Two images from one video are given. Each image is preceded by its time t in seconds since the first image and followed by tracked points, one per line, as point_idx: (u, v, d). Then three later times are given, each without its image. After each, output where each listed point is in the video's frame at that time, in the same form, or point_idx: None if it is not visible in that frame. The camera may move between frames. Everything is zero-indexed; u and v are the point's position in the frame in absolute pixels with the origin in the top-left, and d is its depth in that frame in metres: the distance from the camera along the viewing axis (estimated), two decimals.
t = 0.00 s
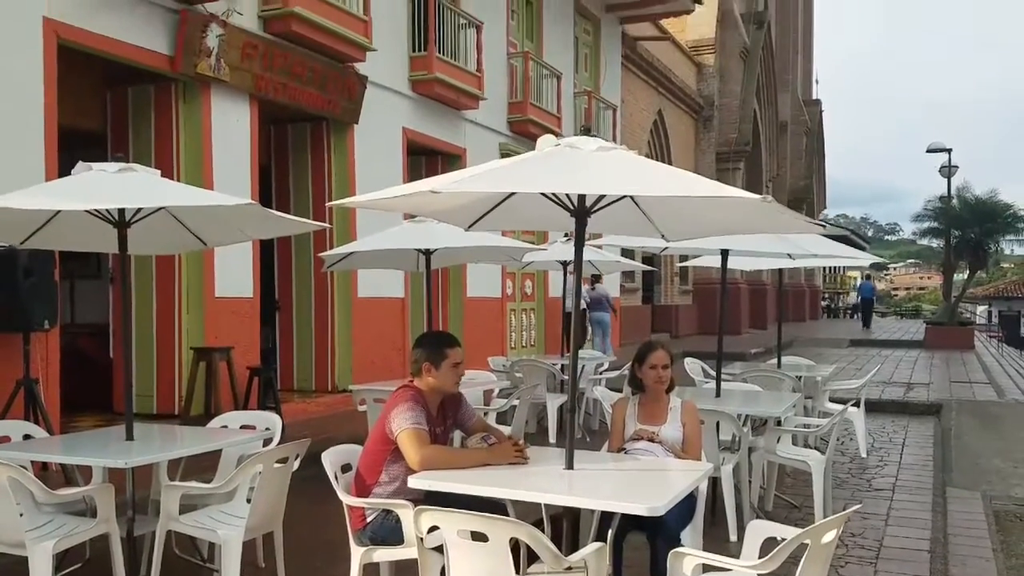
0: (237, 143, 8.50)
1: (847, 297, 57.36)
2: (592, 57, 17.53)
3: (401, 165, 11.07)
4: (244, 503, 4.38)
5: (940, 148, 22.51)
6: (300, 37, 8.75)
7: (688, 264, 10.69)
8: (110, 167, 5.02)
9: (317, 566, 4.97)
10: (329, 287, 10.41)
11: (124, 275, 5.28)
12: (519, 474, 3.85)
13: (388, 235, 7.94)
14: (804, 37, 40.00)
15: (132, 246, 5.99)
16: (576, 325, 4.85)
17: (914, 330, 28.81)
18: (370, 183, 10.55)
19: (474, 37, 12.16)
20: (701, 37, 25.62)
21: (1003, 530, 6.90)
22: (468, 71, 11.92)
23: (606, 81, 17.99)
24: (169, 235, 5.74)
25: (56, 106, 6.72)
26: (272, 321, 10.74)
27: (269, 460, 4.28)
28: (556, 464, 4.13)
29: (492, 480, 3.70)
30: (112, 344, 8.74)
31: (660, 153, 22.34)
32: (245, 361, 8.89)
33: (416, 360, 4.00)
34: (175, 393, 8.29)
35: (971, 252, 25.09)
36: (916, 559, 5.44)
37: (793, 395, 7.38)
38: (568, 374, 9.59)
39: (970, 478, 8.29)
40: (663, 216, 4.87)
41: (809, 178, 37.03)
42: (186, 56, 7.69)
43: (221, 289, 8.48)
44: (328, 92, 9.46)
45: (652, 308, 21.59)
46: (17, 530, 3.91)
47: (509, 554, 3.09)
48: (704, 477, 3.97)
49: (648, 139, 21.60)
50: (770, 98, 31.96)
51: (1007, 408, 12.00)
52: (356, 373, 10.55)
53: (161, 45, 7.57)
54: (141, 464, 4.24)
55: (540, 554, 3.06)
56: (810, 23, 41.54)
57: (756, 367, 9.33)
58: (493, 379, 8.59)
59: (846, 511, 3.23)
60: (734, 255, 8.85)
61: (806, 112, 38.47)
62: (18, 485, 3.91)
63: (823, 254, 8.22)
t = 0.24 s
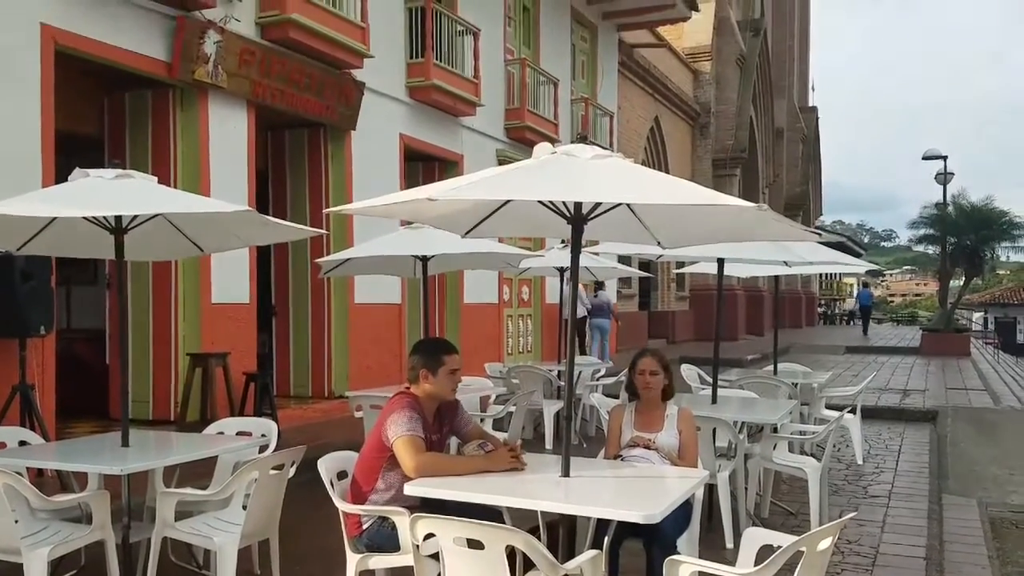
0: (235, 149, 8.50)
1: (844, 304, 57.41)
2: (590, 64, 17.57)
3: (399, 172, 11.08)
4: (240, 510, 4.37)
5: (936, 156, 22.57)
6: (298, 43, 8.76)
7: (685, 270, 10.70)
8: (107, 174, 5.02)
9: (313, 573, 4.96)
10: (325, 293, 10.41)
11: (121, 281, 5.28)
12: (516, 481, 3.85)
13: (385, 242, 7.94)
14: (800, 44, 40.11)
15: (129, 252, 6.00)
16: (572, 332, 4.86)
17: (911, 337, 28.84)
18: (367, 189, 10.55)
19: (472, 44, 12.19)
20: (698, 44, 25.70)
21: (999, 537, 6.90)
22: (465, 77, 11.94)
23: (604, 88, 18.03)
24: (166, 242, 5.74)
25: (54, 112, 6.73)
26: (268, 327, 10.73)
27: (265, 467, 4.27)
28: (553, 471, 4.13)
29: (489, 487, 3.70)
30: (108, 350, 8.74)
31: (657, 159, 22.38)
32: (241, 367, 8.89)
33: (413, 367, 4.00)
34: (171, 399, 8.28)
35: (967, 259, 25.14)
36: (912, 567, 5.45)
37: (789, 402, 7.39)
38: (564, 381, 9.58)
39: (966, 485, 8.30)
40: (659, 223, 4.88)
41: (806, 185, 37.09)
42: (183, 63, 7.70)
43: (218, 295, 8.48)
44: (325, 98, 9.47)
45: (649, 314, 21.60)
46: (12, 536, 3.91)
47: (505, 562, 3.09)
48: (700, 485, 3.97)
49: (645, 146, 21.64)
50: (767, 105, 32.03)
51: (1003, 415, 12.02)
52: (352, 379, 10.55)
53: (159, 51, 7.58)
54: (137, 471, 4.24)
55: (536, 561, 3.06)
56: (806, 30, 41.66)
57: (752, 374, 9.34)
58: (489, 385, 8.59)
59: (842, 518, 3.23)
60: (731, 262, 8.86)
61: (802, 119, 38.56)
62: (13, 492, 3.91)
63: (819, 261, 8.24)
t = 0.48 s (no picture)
0: (232, 151, 8.50)
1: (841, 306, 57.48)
2: (587, 66, 17.58)
3: (396, 174, 11.08)
4: (236, 512, 4.36)
5: (932, 158, 22.61)
6: (295, 45, 8.76)
7: (682, 273, 10.71)
8: (103, 176, 5.02)
9: None
10: (323, 295, 10.41)
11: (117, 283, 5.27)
12: (513, 484, 3.84)
13: (382, 243, 7.94)
14: (797, 48, 40.18)
15: (126, 254, 5.99)
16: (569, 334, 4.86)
17: (908, 340, 28.86)
18: (364, 191, 10.55)
19: (469, 46, 12.20)
20: (695, 47, 25.44)
21: (996, 539, 6.91)
22: (463, 80, 11.95)
23: (601, 90, 18.04)
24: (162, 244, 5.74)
25: (51, 113, 6.73)
26: (265, 328, 10.72)
27: (262, 469, 4.26)
28: (550, 473, 4.13)
29: (486, 489, 3.69)
30: (104, 352, 8.72)
31: (654, 161, 22.40)
32: (238, 369, 8.88)
33: (410, 369, 4.00)
34: (167, 402, 8.27)
35: (964, 262, 25.18)
36: (909, 569, 5.45)
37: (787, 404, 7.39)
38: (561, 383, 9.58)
39: (963, 487, 8.30)
40: (656, 226, 4.89)
41: (803, 187, 37.12)
42: (180, 65, 7.70)
43: (215, 297, 8.47)
44: (322, 100, 9.47)
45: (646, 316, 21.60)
46: (8, 539, 3.90)
47: (501, 564, 3.09)
48: (697, 486, 3.97)
49: (642, 148, 21.65)
50: (763, 107, 32.07)
51: (1000, 417, 12.03)
52: (349, 381, 10.54)
53: (156, 53, 7.57)
54: (134, 473, 4.23)
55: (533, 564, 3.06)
56: (802, 33, 41.71)
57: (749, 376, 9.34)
58: (486, 387, 8.59)
59: (839, 521, 3.23)
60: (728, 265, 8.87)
61: (799, 122, 38.60)
62: (9, 494, 3.90)
63: (816, 263, 8.25)
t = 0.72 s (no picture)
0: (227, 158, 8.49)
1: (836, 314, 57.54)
2: (582, 74, 17.61)
3: (392, 181, 11.08)
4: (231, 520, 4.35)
5: (927, 166, 22.66)
6: (291, 52, 8.76)
7: (677, 280, 10.72)
8: (98, 183, 5.01)
9: None
10: (318, 302, 10.39)
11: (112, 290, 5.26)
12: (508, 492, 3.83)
13: (377, 251, 7.93)
14: (792, 56, 40.31)
15: (121, 261, 5.98)
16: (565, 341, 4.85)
17: (903, 347, 28.90)
18: (360, 198, 10.55)
19: (465, 54, 12.21)
20: (690, 55, 25.73)
21: (991, 547, 6.91)
22: (458, 87, 11.96)
23: (597, 98, 18.08)
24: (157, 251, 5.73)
25: (46, 119, 6.72)
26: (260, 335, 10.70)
27: (257, 477, 4.25)
28: (545, 481, 4.12)
29: (481, 497, 3.68)
30: (99, 359, 8.70)
31: (649, 168, 22.43)
32: (233, 376, 8.86)
33: (406, 376, 4.00)
34: (162, 409, 8.25)
35: (958, 269, 25.22)
36: None
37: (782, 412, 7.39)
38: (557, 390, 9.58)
39: (958, 495, 8.31)
40: (652, 234, 4.89)
41: (798, 195, 37.17)
42: (176, 72, 7.70)
43: (210, 304, 8.45)
44: (318, 107, 9.47)
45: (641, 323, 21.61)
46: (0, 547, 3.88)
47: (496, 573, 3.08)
48: (692, 494, 3.97)
49: (637, 156, 21.68)
50: (758, 115, 32.14)
51: (994, 424, 12.04)
52: (344, 388, 10.52)
53: (151, 59, 7.56)
54: (128, 480, 4.21)
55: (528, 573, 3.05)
56: (797, 41, 41.83)
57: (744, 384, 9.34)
58: (482, 395, 8.58)
59: (834, 529, 3.23)
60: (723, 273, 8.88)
61: (794, 130, 38.70)
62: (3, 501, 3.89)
63: (811, 271, 8.26)
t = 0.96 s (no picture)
0: (226, 172, 8.51)
1: (834, 327, 57.55)
2: (580, 88, 17.66)
3: (390, 194, 11.10)
4: (228, 535, 4.34)
5: (924, 179, 22.71)
6: (290, 66, 8.79)
7: (675, 293, 10.73)
8: (97, 198, 5.02)
9: None
10: (316, 315, 10.39)
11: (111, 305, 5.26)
12: (506, 507, 3.83)
13: (376, 264, 7.94)
14: (788, 71, 40.51)
15: (120, 275, 5.98)
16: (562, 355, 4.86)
17: (901, 360, 28.88)
18: (358, 212, 10.56)
19: (463, 68, 12.25)
20: (688, 70, 26.04)
21: (990, 560, 6.90)
22: (457, 100, 12.00)
23: (594, 111, 18.11)
24: (155, 265, 5.74)
25: (45, 133, 6.74)
26: (257, 348, 10.69)
27: (254, 491, 4.25)
28: (543, 495, 4.12)
29: (479, 512, 3.68)
30: (96, 373, 8.69)
31: (647, 182, 22.48)
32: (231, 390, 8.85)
33: (404, 391, 3.99)
34: (159, 423, 8.24)
35: (956, 282, 25.25)
36: None
37: (780, 425, 7.39)
38: (555, 403, 9.56)
39: (956, 509, 8.30)
40: (649, 248, 4.90)
41: (795, 208, 37.22)
42: (175, 86, 7.72)
43: (208, 317, 8.45)
44: (317, 120, 9.50)
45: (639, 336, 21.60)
46: None
47: None
48: (691, 509, 3.96)
49: (635, 169, 21.72)
50: (755, 128, 32.23)
51: (993, 438, 12.03)
52: (343, 401, 10.50)
53: (151, 74, 7.59)
54: (125, 495, 4.21)
55: None
56: (793, 55, 41.99)
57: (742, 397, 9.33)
58: (480, 408, 8.57)
59: (831, 544, 3.22)
60: (721, 286, 8.89)
61: (790, 143, 38.83)
62: None
63: (808, 284, 8.27)
